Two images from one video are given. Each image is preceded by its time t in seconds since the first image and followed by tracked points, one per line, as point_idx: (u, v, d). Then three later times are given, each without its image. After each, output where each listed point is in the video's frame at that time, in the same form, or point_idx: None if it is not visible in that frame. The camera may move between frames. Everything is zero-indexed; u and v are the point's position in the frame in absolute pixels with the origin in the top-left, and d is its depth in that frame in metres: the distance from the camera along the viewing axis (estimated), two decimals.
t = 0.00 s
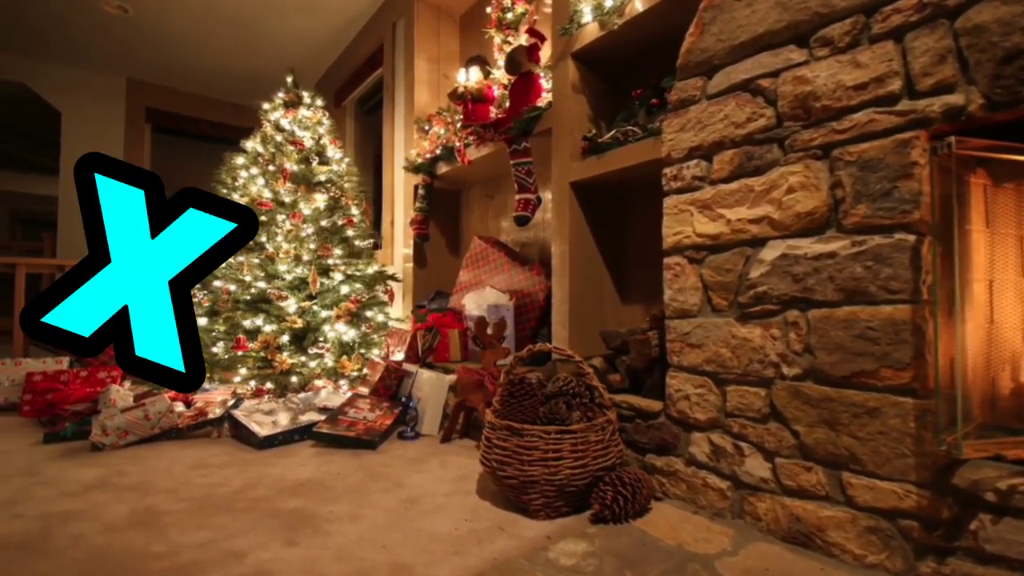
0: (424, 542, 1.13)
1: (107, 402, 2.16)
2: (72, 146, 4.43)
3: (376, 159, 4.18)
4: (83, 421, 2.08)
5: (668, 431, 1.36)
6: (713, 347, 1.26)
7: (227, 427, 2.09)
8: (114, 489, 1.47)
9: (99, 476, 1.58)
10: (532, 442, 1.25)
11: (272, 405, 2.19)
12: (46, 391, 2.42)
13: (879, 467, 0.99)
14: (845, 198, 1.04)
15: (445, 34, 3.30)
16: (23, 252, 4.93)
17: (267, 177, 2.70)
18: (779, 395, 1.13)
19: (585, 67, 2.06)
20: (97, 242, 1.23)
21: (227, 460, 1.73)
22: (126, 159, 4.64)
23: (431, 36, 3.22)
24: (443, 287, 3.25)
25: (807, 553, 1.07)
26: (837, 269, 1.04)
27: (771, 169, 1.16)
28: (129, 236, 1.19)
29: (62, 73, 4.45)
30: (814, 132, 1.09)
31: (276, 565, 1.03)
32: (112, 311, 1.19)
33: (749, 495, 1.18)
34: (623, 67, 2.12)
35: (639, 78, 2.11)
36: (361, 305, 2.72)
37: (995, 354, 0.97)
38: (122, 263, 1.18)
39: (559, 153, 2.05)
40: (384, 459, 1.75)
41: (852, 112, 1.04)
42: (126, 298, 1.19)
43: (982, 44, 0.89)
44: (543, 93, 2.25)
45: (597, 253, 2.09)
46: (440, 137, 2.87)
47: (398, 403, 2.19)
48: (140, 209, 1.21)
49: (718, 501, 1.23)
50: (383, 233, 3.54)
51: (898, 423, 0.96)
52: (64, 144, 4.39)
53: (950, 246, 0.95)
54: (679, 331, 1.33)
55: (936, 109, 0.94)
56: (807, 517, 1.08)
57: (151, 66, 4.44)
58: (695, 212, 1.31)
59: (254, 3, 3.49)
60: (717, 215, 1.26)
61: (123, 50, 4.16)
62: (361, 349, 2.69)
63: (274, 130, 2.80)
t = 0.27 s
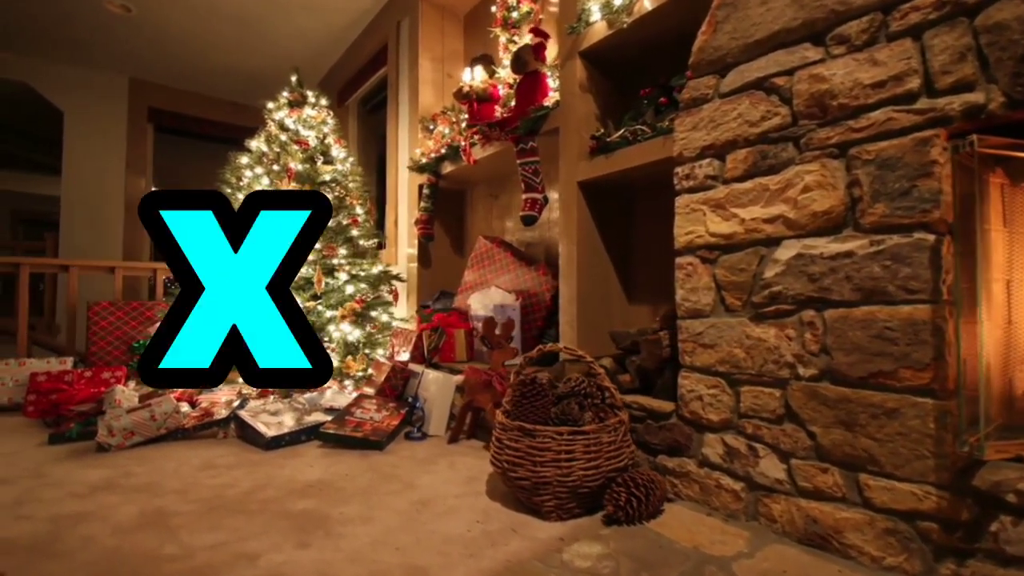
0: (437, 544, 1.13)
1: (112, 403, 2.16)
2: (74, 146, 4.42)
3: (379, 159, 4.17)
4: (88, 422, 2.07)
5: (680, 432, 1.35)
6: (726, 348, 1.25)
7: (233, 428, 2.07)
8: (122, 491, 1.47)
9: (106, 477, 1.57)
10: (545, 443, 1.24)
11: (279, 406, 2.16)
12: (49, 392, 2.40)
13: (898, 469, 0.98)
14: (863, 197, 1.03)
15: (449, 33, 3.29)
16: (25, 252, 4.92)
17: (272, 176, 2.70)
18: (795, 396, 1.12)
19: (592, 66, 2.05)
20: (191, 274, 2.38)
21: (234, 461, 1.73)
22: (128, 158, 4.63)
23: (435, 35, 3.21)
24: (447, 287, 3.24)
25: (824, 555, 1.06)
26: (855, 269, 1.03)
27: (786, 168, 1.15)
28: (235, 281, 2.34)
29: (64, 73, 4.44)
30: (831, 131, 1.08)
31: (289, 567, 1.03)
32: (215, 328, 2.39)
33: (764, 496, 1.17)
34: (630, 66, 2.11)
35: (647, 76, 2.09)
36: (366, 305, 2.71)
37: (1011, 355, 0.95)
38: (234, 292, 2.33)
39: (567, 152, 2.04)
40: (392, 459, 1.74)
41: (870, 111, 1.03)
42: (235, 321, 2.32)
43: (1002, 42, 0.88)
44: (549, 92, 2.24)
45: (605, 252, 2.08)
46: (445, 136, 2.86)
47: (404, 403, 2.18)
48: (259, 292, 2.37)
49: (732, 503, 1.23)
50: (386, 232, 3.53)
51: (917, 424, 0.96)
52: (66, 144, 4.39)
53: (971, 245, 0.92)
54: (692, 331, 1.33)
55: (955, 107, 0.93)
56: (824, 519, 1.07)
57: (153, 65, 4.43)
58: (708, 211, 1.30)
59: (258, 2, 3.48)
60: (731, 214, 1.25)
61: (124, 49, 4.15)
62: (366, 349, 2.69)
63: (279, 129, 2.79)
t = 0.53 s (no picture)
0: (449, 545, 1.12)
1: (117, 403, 2.15)
2: (77, 145, 4.41)
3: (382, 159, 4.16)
4: (93, 422, 2.05)
5: (692, 433, 1.34)
6: (739, 348, 1.24)
7: (240, 428, 2.08)
8: (130, 492, 1.46)
9: (113, 478, 1.56)
10: (557, 444, 1.23)
11: (285, 407, 2.16)
12: (53, 392, 2.40)
13: (916, 470, 0.97)
14: (880, 196, 1.03)
15: (453, 33, 3.28)
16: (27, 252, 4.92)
17: (276, 176, 2.66)
18: (810, 396, 1.11)
19: (600, 65, 2.04)
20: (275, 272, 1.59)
21: (241, 461, 1.72)
22: (130, 158, 4.63)
23: (440, 34, 3.20)
24: (452, 287, 3.23)
25: (840, 557, 1.05)
26: (872, 268, 1.02)
27: (800, 167, 1.15)
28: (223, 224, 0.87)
29: (66, 72, 4.43)
30: (847, 129, 1.08)
31: (300, 569, 1.02)
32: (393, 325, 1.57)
33: (779, 497, 1.16)
34: (638, 65, 2.10)
35: (655, 75, 2.08)
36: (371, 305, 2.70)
37: None
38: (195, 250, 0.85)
39: (575, 151, 2.03)
40: (400, 460, 1.73)
41: (887, 109, 1.02)
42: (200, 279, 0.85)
43: None
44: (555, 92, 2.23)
45: (612, 252, 2.08)
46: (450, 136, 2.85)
47: (410, 403, 2.17)
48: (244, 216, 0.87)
49: (745, 504, 1.22)
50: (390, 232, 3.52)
51: (936, 425, 0.95)
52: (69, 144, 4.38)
53: (988, 244, 0.94)
54: (704, 331, 1.32)
55: (975, 105, 0.92)
56: (841, 520, 1.06)
57: (155, 64, 4.42)
58: (720, 210, 1.29)
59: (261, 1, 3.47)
60: (744, 213, 1.24)
61: (128, 48, 4.14)
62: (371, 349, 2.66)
63: (283, 129, 2.78)
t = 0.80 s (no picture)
0: (463, 547, 1.11)
1: (123, 404, 2.14)
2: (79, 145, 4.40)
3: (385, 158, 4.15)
4: (99, 423, 2.04)
5: (704, 433, 1.33)
6: (753, 348, 1.23)
7: (246, 429, 2.06)
8: (139, 493, 1.45)
9: (120, 479, 1.55)
10: (570, 445, 1.22)
11: (292, 407, 2.15)
12: (58, 392, 2.40)
13: (936, 471, 0.96)
14: (898, 195, 1.02)
15: (458, 32, 3.28)
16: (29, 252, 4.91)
17: (281, 175, 2.65)
18: (826, 397, 1.11)
19: (607, 64, 2.03)
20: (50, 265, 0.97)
21: (249, 462, 1.71)
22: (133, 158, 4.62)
23: (444, 33, 3.19)
24: (456, 287, 3.22)
25: (858, 558, 1.04)
26: (890, 268, 1.02)
27: (816, 166, 1.14)
28: (107, 224, 0.82)
29: (69, 71, 4.42)
30: (864, 128, 1.07)
31: (314, 571, 1.01)
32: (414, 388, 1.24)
33: (794, 499, 1.15)
34: (646, 64, 2.09)
35: (663, 73, 2.07)
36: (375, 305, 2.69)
37: None
38: (97, 251, 0.81)
39: (582, 150, 2.02)
40: (409, 461, 1.72)
41: (905, 107, 1.02)
42: (96, 284, 0.81)
43: None
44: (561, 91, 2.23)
45: (620, 252, 2.07)
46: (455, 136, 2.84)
47: (417, 403, 2.17)
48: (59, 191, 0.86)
49: (760, 505, 1.21)
50: (395, 232, 3.51)
51: (956, 426, 0.94)
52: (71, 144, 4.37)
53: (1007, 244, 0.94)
54: (717, 331, 1.31)
55: (996, 104, 0.91)
56: (858, 522, 1.06)
57: (156, 64, 4.40)
58: (733, 209, 1.28)
59: None
60: (758, 212, 1.23)
61: (130, 47, 4.13)
62: (376, 349, 2.66)
63: (288, 128, 2.77)
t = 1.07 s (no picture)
0: (476, 548, 1.10)
1: (128, 404, 2.13)
2: (80, 144, 4.39)
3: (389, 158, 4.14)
4: (104, 423, 2.03)
5: (717, 434, 1.32)
6: (767, 348, 1.22)
7: (252, 429, 2.05)
8: (147, 494, 1.44)
9: (128, 480, 1.54)
10: (582, 446, 1.21)
11: (298, 407, 2.14)
12: (62, 392, 2.39)
13: (955, 472, 0.96)
14: (917, 193, 1.01)
15: (462, 31, 3.27)
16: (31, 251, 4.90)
17: (286, 175, 2.64)
18: (842, 397, 1.10)
19: (615, 62, 2.03)
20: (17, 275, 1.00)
21: (256, 463, 1.70)
22: (135, 157, 4.61)
23: (449, 32, 3.18)
24: (461, 287, 3.22)
25: (876, 560, 1.04)
26: (908, 267, 1.01)
27: (831, 164, 1.13)
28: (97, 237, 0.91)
29: (70, 71, 4.41)
30: (881, 126, 1.06)
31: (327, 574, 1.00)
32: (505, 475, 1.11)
33: (810, 500, 1.15)
34: (653, 64, 2.08)
35: (671, 72, 2.06)
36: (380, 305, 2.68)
37: None
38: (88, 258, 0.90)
39: (590, 149, 2.01)
40: (417, 461, 1.71)
41: (924, 105, 1.01)
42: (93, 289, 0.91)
43: None
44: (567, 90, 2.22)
45: (627, 252, 2.06)
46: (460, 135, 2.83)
47: (423, 403, 2.16)
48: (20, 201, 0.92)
49: (774, 506, 1.20)
50: (398, 231, 3.50)
51: (976, 427, 0.93)
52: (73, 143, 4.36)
53: None
54: (730, 331, 1.30)
55: (1017, 102, 0.91)
56: (876, 523, 1.05)
57: (159, 63, 4.39)
58: (746, 208, 1.27)
59: None
60: (772, 211, 1.22)
61: (133, 47, 4.12)
62: (381, 349, 2.66)
63: (293, 128, 2.76)
